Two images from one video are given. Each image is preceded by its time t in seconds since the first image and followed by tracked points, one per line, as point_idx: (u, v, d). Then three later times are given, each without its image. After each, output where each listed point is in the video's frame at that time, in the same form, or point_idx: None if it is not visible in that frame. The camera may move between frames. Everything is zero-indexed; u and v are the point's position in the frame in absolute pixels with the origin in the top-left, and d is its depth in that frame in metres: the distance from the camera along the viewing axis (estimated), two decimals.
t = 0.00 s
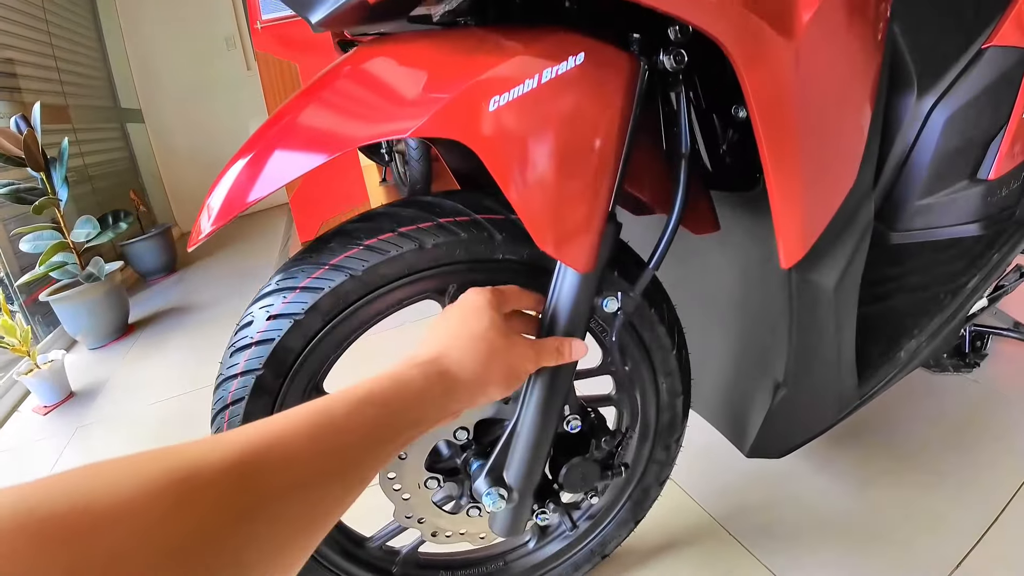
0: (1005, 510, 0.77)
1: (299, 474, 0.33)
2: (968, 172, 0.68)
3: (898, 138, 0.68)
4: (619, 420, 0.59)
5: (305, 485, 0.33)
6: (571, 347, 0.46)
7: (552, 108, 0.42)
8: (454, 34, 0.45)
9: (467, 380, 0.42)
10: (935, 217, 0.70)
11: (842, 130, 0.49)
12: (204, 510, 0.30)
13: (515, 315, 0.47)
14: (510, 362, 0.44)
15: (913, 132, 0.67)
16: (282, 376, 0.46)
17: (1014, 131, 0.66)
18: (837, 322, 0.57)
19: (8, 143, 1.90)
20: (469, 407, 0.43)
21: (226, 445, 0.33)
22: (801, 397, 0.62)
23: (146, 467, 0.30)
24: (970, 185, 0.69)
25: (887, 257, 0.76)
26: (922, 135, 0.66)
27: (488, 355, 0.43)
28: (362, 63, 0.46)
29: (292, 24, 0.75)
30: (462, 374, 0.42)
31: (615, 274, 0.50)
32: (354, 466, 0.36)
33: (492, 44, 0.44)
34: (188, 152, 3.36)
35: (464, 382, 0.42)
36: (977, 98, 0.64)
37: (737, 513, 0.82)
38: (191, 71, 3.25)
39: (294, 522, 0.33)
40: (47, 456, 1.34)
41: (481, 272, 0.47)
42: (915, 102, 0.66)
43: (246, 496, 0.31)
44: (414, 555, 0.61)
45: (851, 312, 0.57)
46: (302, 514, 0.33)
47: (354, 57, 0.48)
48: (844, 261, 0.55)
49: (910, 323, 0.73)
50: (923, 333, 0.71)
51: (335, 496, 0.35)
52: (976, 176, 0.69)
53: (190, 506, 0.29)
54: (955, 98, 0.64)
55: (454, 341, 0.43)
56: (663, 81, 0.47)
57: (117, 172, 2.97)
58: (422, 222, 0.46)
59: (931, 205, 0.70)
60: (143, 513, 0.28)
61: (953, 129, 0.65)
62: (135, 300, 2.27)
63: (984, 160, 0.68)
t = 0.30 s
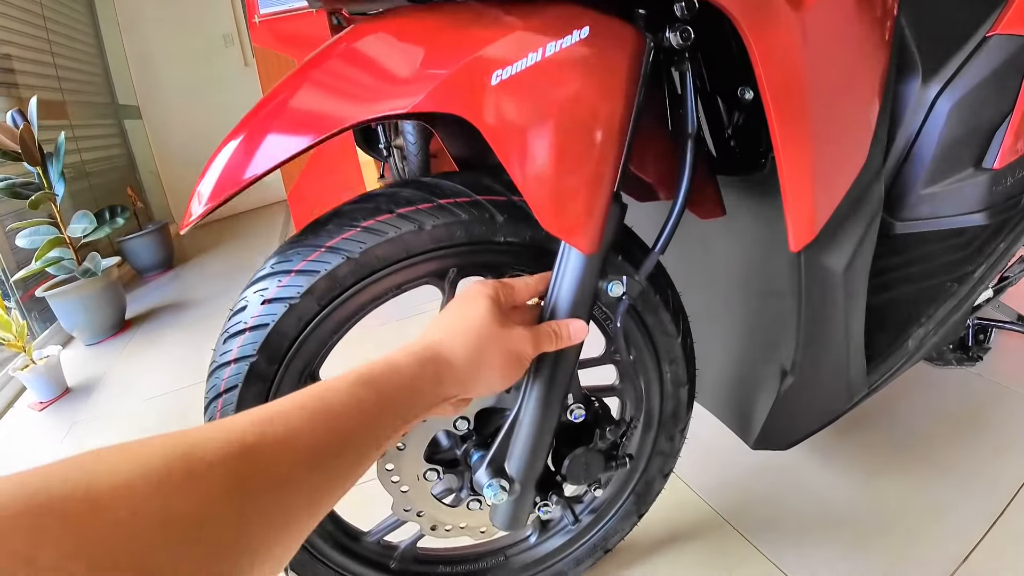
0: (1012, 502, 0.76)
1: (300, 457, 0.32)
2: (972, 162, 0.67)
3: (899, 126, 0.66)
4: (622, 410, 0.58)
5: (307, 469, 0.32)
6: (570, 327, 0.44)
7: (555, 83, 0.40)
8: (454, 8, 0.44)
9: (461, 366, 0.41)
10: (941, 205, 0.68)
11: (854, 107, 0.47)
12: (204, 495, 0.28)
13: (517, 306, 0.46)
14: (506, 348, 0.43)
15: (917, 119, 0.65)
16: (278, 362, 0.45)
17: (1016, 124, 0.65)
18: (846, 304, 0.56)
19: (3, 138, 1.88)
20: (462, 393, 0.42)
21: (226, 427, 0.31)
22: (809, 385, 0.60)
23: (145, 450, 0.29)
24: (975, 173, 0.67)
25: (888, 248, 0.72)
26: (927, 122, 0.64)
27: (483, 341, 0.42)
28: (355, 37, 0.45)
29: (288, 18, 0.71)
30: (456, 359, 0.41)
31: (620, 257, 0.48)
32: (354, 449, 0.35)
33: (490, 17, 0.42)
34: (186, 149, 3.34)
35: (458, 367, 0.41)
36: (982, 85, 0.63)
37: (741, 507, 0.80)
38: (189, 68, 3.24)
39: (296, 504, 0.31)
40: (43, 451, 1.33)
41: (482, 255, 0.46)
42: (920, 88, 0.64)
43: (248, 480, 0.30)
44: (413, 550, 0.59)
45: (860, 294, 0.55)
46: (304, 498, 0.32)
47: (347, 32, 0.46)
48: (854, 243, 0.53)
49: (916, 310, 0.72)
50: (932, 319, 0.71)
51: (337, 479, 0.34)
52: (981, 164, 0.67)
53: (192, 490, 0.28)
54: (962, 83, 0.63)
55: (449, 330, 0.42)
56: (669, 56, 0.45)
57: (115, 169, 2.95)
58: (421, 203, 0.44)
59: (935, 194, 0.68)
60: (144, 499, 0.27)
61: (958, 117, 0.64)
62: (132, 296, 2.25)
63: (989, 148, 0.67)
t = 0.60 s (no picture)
0: (1007, 505, 0.77)
1: (321, 473, 0.34)
2: (970, 170, 0.68)
3: (899, 135, 0.67)
4: (627, 417, 0.59)
5: (329, 484, 0.34)
6: (576, 340, 0.45)
7: (566, 103, 0.42)
8: (468, 30, 0.45)
9: (471, 379, 0.43)
10: (941, 213, 0.70)
11: (856, 126, 0.49)
12: (233, 513, 0.30)
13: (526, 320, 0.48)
14: (514, 362, 0.44)
15: (917, 128, 0.66)
16: (291, 373, 0.46)
17: (1015, 131, 0.67)
18: (845, 316, 0.57)
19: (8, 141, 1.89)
20: (472, 407, 0.43)
21: (250, 448, 0.33)
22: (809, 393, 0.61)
23: (176, 474, 0.30)
24: (973, 182, 0.69)
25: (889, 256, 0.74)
26: (926, 132, 0.65)
27: (491, 354, 0.44)
28: (369, 55, 0.46)
29: (290, 22, 0.73)
30: (467, 373, 0.43)
31: (625, 271, 0.50)
32: (373, 463, 0.36)
33: (503, 38, 0.44)
34: (188, 150, 3.35)
35: (469, 381, 0.43)
36: (980, 96, 0.64)
37: (741, 509, 0.82)
38: (191, 69, 3.24)
39: (319, 519, 0.33)
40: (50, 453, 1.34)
41: (492, 269, 0.47)
42: (919, 98, 0.65)
43: (273, 498, 0.32)
44: (421, 553, 0.60)
45: (859, 305, 0.56)
46: (327, 511, 0.33)
47: (362, 49, 0.47)
48: (854, 256, 0.55)
49: (913, 318, 0.73)
50: (929, 327, 0.72)
51: (358, 493, 0.35)
52: (978, 174, 0.69)
53: (221, 509, 0.30)
54: (960, 95, 0.64)
55: (458, 344, 0.44)
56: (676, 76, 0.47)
57: (117, 170, 2.96)
58: (433, 218, 0.46)
59: (933, 203, 0.69)
60: (178, 519, 0.28)
61: (956, 127, 0.65)
62: (136, 298, 2.26)
63: (986, 158, 0.68)
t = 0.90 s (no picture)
0: (1006, 502, 0.78)
1: (320, 512, 0.34)
2: (970, 171, 0.69)
3: (899, 137, 0.68)
4: (632, 414, 0.60)
5: (327, 523, 0.34)
6: (572, 374, 0.47)
7: (574, 104, 0.42)
8: (477, 31, 0.46)
9: (475, 420, 0.44)
10: (941, 213, 0.71)
11: (859, 126, 0.49)
12: (231, 551, 0.29)
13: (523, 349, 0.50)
14: (514, 400, 0.45)
15: (917, 129, 0.66)
16: (301, 369, 0.47)
17: (1015, 131, 0.68)
18: (847, 314, 0.58)
19: (12, 140, 1.90)
20: (476, 446, 0.44)
21: (248, 484, 0.33)
22: (811, 390, 0.62)
23: (172, 506, 0.30)
24: (973, 183, 0.70)
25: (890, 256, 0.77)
26: (926, 133, 0.66)
27: (493, 393, 0.45)
28: (378, 56, 0.46)
29: (292, 22, 0.72)
30: (468, 413, 0.43)
31: (631, 269, 0.51)
32: (370, 501, 0.36)
33: (512, 39, 0.45)
34: (189, 149, 3.36)
35: (472, 422, 0.43)
36: (980, 97, 0.65)
37: (743, 506, 0.82)
38: (194, 69, 3.25)
39: (314, 559, 0.33)
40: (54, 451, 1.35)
41: (500, 268, 0.48)
42: (919, 100, 0.65)
43: (271, 536, 0.31)
44: (428, 549, 0.61)
45: (861, 302, 0.57)
46: (325, 549, 0.33)
47: (371, 50, 0.48)
48: (855, 257, 0.56)
49: (913, 318, 0.73)
50: (929, 327, 0.71)
51: (353, 533, 0.35)
52: (978, 174, 0.70)
53: (219, 547, 0.29)
54: (960, 96, 0.64)
55: (458, 382, 0.45)
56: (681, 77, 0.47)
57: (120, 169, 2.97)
58: (442, 217, 0.46)
59: (933, 204, 0.70)
60: (174, 556, 0.28)
61: (957, 128, 0.66)
62: (139, 297, 2.27)
63: (986, 159, 0.69)
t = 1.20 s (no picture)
0: (1004, 499, 0.78)
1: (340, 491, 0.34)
2: (969, 170, 0.70)
3: (898, 137, 0.69)
4: (633, 411, 0.60)
5: (346, 502, 0.34)
6: (591, 347, 0.47)
7: (575, 104, 0.43)
8: (479, 31, 0.47)
9: (499, 395, 0.44)
10: (940, 213, 0.71)
11: (858, 126, 0.50)
12: (252, 526, 0.30)
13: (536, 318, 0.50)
14: (537, 371, 0.45)
15: (916, 129, 0.67)
16: (306, 366, 0.48)
17: (1012, 131, 0.68)
18: (846, 312, 0.59)
19: (15, 140, 1.90)
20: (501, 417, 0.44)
21: (269, 463, 0.33)
22: (810, 388, 0.63)
23: (194, 485, 0.30)
24: (972, 182, 0.70)
25: (888, 254, 0.77)
26: (924, 133, 0.67)
27: (515, 366, 0.45)
28: (382, 57, 0.47)
29: (297, 23, 0.74)
30: (494, 387, 0.44)
31: (632, 267, 0.51)
32: (391, 485, 0.36)
33: (514, 40, 0.45)
34: (191, 149, 3.37)
35: (496, 397, 0.44)
36: (978, 98, 0.65)
37: (743, 503, 0.83)
38: (196, 69, 3.26)
39: (335, 537, 0.33)
40: (58, 449, 1.36)
41: (503, 266, 0.48)
42: (918, 101, 0.67)
43: (291, 514, 0.32)
44: (430, 545, 0.62)
45: (860, 299, 0.58)
46: (345, 528, 0.34)
47: (374, 51, 0.48)
48: (854, 255, 0.57)
49: (912, 315, 0.73)
50: (928, 324, 0.72)
51: (373, 512, 0.35)
52: (976, 174, 0.70)
53: (239, 525, 0.30)
54: (960, 96, 0.65)
55: (481, 356, 0.45)
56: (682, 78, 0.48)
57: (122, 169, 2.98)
58: (445, 215, 0.47)
59: (932, 203, 0.70)
60: (196, 533, 0.28)
61: (956, 128, 0.66)
62: (141, 296, 2.28)
63: (984, 159, 0.69)
